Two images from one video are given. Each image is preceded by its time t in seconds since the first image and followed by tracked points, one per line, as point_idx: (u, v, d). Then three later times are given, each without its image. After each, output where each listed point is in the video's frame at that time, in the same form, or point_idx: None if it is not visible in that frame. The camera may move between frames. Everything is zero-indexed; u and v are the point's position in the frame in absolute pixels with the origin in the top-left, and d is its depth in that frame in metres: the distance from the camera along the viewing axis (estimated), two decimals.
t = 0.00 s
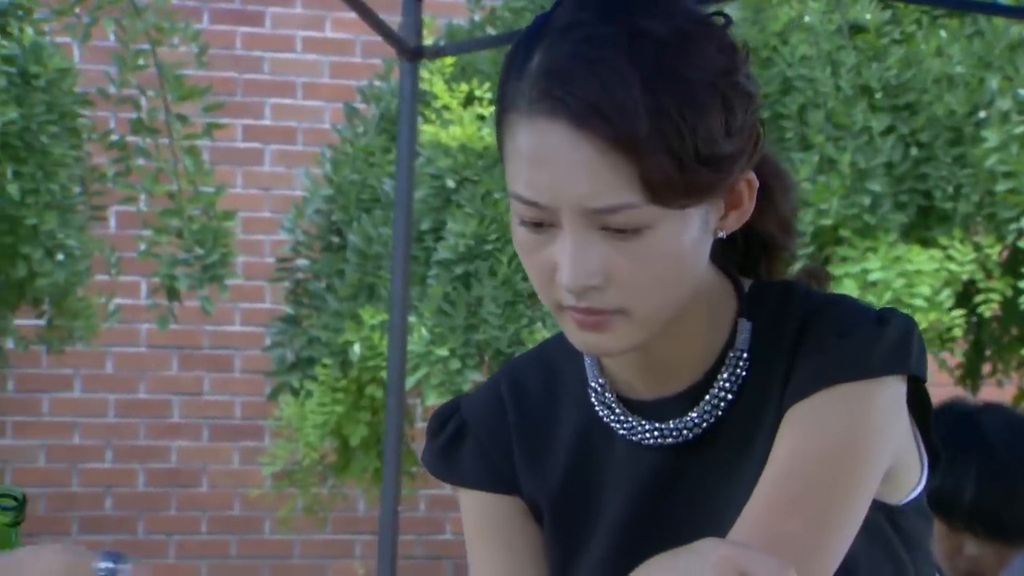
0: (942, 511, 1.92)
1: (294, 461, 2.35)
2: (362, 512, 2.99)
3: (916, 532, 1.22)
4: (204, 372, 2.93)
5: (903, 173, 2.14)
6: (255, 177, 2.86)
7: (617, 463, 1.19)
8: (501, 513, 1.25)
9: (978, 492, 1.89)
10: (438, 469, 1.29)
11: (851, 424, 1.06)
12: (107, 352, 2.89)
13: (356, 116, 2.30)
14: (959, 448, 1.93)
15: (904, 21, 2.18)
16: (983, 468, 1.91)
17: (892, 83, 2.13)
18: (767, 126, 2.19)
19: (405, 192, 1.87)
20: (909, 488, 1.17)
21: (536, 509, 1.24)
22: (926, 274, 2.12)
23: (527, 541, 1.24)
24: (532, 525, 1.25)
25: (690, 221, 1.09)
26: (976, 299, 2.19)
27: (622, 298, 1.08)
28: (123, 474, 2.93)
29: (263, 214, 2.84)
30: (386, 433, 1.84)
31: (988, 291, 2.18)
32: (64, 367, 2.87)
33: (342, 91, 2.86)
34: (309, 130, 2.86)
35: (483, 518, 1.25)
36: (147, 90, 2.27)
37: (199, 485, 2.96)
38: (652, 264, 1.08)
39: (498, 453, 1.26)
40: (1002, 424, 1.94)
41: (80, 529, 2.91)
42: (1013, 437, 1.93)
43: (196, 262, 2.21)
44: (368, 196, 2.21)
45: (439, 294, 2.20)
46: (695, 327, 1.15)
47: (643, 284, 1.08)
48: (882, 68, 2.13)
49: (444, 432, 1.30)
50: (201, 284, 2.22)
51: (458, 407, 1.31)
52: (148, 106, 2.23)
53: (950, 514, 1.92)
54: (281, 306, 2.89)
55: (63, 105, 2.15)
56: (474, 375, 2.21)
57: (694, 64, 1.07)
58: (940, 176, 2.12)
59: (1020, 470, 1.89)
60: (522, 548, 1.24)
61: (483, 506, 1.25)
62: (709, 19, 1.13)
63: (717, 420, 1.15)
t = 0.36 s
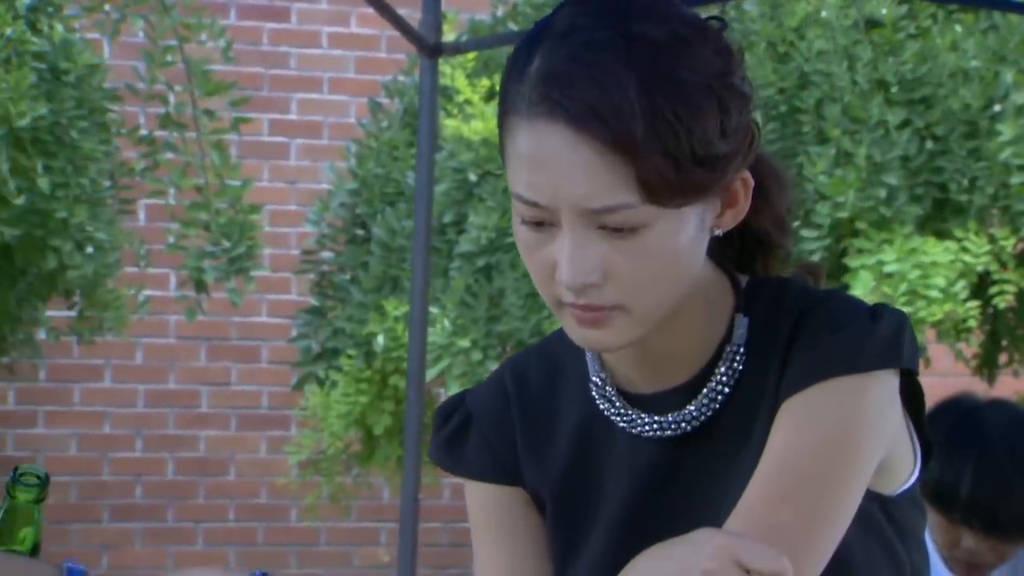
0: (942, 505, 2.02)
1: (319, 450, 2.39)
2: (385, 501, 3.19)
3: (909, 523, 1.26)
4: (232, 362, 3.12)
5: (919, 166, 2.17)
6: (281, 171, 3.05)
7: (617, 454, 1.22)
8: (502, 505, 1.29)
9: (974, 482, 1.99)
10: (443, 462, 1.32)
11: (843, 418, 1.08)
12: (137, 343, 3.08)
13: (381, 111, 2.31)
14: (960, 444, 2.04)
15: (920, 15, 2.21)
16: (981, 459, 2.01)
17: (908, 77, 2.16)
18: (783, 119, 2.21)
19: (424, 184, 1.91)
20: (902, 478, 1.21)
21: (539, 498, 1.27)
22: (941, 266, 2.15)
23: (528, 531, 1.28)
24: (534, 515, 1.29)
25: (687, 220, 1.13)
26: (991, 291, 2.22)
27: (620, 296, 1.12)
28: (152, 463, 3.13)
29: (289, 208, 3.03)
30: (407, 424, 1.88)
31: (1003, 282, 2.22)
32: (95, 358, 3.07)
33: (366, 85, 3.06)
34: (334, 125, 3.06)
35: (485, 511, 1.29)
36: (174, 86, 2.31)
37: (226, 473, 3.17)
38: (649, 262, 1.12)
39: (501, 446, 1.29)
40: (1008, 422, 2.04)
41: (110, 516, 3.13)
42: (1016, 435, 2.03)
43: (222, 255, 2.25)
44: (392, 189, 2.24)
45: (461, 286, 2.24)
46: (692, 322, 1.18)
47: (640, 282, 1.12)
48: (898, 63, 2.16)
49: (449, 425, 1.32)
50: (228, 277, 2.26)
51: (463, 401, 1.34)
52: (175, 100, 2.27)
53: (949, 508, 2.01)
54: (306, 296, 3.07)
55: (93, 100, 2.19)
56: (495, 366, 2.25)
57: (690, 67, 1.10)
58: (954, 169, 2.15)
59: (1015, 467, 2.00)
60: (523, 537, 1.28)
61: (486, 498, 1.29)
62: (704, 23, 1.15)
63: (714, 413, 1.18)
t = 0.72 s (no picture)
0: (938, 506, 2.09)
1: (347, 435, 2.44)
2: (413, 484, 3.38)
3: (906, 509, 1.32)
4: (261, 350, 3.34)
5: (937, 156, 2.20)
6: (310, 161, 3.28)
7: (622, 441, 1.27)
8: (510, 490, 1.33)
9: (970, 485, 2.05)
10: (456, 448, 1.37)
11: (840, 407, 1.13)
12: (170, 330, 3.29)
13: (409, 102, 2.35)
14: (958, 447, 2.10)
15: (937, 6, 2.23)
16: (979, 466, 2.06)
17: (926, 68, 2.18)
18: (803, 110, 2.25)
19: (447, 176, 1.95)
20: (898, 463, 1.27)
21: (547, 485, 1.32)
22: (958, 254, 2.18)
23: (535, 515, 1.33)
24: (541, 500, 1.33)
25: (688, 215, 1.17)
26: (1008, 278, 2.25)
27: (623, 288, 1.16)
28: (184, 448, 3.34)
29: (319, 197, 3.27)
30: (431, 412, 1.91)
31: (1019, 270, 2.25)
32: (129, 345, 3.27)
33: (393, 77, 3.30)
34: (362, 115, 3.31)
35: (493, 497, 1.33)
36: (204, 78, 2.35)
37: (256, 457, 3.38)
38: (651, 256, 1.16)
39: (510, 434, 1.33)
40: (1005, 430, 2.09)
41: (144, 499, 3.34)
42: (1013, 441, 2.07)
43: (252, 244, 2.30)
44: (418, 178, 2.28)
45: (486, 274, 2.29)
46: (693, 312, 1.23)
47: (643, 275, 1.16)
48: (916, 54, 2.18)
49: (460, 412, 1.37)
50: (257, 265, 2.30)
51: (473, 389, 1.39)
52: (206, 92, 2.31)
53: (947, 515, 2.08)
54: (334, 285, 3.30)
55: (125, 93, 2.23)
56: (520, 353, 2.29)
57: (690, 67, 1.14)
58: (972, 158, 2.18)
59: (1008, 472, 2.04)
60: (531, 523, 1.32)
61: (493, 484, 1.33)
62: (703, 24, 1.20)
63: (715, 402, 1.23)
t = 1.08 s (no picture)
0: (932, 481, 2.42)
1: (381, 422, 2.52)
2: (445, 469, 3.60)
3: (901, 495, 1.43)
4: (300, 340, 3.54)
5: (954, 151, 2.25)
6: (347, 157, 3.48)
7: (628, 431, 1.37)
8: (523, 478, 1.43)
9: (976, 489, 2.34)
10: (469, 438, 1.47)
11: (839, 399, 1.21)
12: (210, 322, 3.49)
13: (440, 99, 2.39)
14: (967, 448, 2.37)
15: (954, 5, 2.28)
16: (985, 470, 2.35)
17: (943, 65, 2.24)
18: (823, 106, 2.30)
19: (475, 172, 2.03)
20: (894, 453, 1.38)
21: (557, 473, 1.42)
22: (974, 246, 2.25)
23: (547, 501, 1.43)
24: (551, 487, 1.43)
25: (691, 215, 1.24)
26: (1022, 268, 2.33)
27: (629, 285, 1.24)
28: (224, 434, 3.54)
29: (354, 192, 3.47)
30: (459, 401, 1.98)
31: None
32: (170, 335, 3.48)
33: (425, 74, 3.51)
34: (396, 112, 3.52)
35: (505, 485, 1.43)
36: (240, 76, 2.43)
37: (295, 444, 3.59)
38: (656, 254, 1.23)
39: (522, 426, 1.44)
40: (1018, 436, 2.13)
41: (186, 485, 3.54)
42: None
43: (288, 237, 2.34)
44: (449, 174, 2.34)
45: (515, 266, 2.36)
46: (697, 309, 1.31)
47: (648, 272, 1.24)
48: (933, 51, 2.24)
49: (473, 404, 1.47)
50: (293, 259, 2.34)
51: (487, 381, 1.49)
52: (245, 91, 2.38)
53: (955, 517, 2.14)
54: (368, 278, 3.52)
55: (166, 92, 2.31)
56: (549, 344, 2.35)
57: (693, 72, 1.20)
58: (988, 153, 2.24)
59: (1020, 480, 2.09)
60: (544, 512, 1.42)
61: (507, 473, 1.43)
62: (705, 30, 1.27)
63: (718, 393, 1.32)
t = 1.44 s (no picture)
0: (932, 471, 2.26)
1: (418, 409, 2.63)
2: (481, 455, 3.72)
3: (897, 481, 1.43)
4: (341, 330, 3.66)
5: (967, 148, 2.35)
6: (385, 155, 3.62)
7: (638, 421, 1.41)
8: (537, 465, 1.46)
9: (975, 474, 2.17)
10: (484, 428, 1.49)
11: (837, 390, 1.24)
12: (255, 312, 3.62)
13: (474, 100, 2.50)
14: (963, 434, 2.20)
15: (967, 9, 2.39)
16: (982, 456, 2.18)
17: (956, 66, 2.34)
18: (841, 106, 2.39)
19: (505, 172, 2.12)
20: (890, 440, 1.39)
21: (570, 461, 1.45)
22: (987, 240, 2.33)
23: (560, 488, 1.46)
24: (564, 476, 1.46)
25: (697, 217, 1.33)
26: None
27: (637, 282, 1.32)
28: (268, 421, 3.65)
29: (392, 189, 3.61)
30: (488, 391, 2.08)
31: None
32: (217, 326, 3.60)
33: (460, 77, 3.64)
34: (433, 113, 3.64)
35: (522, 471, 1.47)
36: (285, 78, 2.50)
37: (336, 431, 3.69)
38: (663, 254, 1.31)
39: (536, 417, 1.46)
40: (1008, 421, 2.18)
41: (233, 469, 3.65)
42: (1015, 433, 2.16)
43: (329, 233, 2.43)
44: (483, 171, 2.45)
45: (545, 259, 2.46)
46: (700, 305, 1.38)
47: (654, 271, 1.32)
48: (947, 53, 2.34)
49: (488, 395, 1.50)
50: (333, 253, 2.43)
51: (503, 373, 1.52)
52: (287, 93, 2.47)
53: (955, 506, 2.21)
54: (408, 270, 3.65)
55: (213, 94, 2.43)
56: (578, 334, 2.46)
57: (696, 83, 1.29)
58: (999, 151, 2.33)
59: (1007, 466, 2.14)
60: (556, 500, 1.44)
61: (523, 460, 1.46)
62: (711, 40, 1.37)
63: (722, 385, 1.37)
